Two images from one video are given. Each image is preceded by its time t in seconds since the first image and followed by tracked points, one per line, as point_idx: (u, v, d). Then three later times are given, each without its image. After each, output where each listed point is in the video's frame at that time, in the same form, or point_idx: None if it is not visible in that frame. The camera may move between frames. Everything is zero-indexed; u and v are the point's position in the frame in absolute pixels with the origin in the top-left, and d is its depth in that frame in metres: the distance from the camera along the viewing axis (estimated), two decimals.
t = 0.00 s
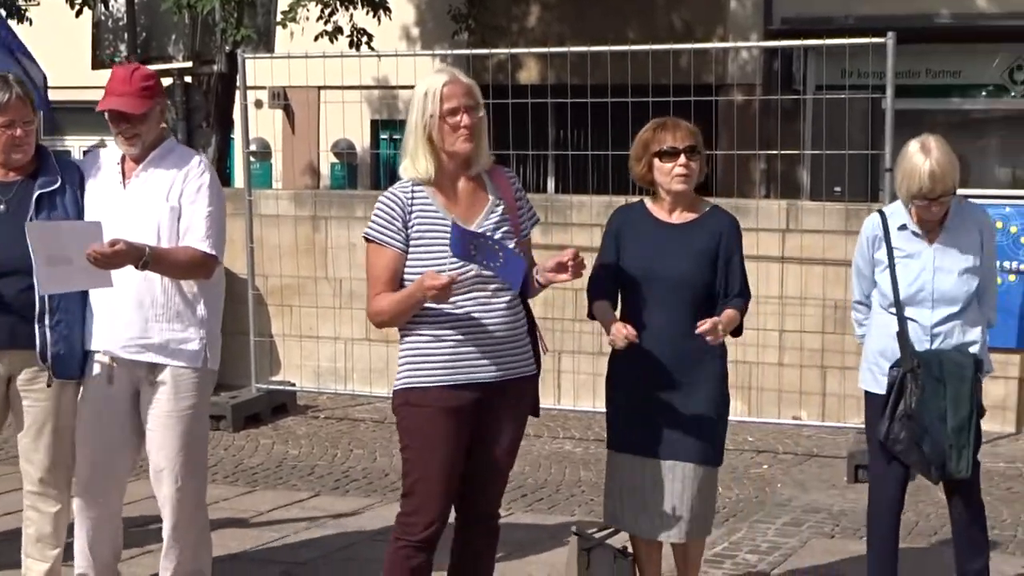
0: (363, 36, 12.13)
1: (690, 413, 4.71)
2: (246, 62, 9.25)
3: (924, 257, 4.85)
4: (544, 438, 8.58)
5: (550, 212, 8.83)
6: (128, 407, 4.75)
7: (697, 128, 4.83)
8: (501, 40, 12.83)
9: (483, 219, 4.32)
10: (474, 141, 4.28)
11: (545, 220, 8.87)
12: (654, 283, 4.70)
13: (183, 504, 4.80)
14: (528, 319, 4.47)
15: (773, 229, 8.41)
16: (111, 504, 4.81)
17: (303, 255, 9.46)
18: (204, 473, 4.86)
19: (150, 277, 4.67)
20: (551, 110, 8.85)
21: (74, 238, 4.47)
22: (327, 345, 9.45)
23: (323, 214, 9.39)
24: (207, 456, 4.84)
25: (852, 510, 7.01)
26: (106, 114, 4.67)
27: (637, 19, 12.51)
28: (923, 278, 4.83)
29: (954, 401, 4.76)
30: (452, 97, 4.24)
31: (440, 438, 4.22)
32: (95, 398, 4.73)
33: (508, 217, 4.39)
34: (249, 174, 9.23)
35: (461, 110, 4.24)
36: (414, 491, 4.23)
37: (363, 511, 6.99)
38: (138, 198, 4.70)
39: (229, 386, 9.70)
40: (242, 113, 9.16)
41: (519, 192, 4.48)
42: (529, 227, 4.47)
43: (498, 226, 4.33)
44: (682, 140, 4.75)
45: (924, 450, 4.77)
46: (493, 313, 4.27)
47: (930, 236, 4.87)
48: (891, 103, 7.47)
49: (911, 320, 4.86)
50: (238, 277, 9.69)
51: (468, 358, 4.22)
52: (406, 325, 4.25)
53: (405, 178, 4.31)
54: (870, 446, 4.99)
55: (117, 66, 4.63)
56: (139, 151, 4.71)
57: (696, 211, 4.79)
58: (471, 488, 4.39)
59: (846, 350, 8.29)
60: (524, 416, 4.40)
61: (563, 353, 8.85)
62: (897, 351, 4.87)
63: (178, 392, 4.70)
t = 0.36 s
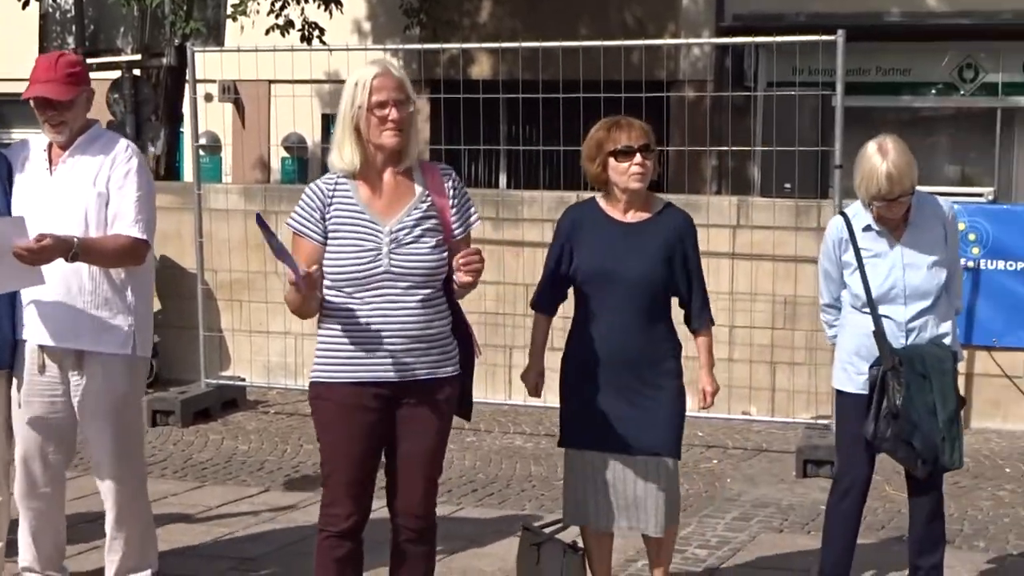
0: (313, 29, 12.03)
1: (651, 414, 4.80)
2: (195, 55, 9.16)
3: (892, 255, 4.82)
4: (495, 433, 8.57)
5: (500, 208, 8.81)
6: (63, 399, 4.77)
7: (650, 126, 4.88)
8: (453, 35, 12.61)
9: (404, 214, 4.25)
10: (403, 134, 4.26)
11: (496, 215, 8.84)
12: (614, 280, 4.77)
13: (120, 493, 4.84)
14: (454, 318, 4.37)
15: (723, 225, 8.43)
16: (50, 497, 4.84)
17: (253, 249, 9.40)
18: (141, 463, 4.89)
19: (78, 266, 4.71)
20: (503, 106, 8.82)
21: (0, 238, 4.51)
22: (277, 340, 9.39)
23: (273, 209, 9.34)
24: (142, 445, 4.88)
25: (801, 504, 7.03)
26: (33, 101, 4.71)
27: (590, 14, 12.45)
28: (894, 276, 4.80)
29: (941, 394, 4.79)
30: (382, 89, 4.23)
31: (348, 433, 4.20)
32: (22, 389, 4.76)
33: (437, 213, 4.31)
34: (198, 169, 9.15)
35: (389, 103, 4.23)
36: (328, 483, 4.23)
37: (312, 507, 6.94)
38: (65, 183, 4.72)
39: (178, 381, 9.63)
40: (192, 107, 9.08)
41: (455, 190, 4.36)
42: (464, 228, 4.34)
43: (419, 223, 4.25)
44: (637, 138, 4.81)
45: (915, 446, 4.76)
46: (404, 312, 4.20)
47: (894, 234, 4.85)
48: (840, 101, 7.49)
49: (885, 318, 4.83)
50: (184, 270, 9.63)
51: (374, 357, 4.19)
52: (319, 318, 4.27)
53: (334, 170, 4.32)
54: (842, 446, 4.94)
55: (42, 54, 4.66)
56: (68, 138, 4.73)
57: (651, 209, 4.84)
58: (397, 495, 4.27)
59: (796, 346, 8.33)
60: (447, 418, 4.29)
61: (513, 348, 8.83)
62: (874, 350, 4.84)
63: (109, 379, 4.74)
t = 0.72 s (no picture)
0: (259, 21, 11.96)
1: (635, 414, 4.77)
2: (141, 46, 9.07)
3: (824, 245, 4.84)
4: (444, 426, 8.56)
5: (449, 200, 8.80)
6: None
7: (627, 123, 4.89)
8: (401, 28, 12.65)
9: (325, 208, 4.18)
10: (329, 128, 4.22)
11: (445, 208, 8.83)
12: (597, 276, 4.74)
13: (59, 491, 4.78)
14: (377, 313, 4.25)
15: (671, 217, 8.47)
16: None
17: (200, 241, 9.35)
18: (80, 460, 4.84)
19: None
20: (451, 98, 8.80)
21: None
22: (225, 333, 9.33)
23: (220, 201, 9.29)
24: (79, 441, 4.82)
25: (748, 495, 7.07)
26: None
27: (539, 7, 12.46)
28: (823, 266, 4.82)
29: (852, 386, 4.76)
30: (308, 83, 4.18)
31: (268, 427, 4.19)
32: None
33: (361, 206, 4.22)
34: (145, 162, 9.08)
35: (315, 97, 4.19)
36: (254, 476, 4.24)
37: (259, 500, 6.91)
38: None
39: (125, 375, 9.57)
40: (138, 99, 9.01)
41: (383, 183, 4.25)
42: (393, 225, 4.23)
43: (339, 217, 4.17)
44: (614, 134, 4.81)
45: (823, 435, 4.76)
46: (316, 307, 4.15)
47: (831, 224, 4.86)
48: (788, 93, 7.51)
49: (810, 307, 4.85)
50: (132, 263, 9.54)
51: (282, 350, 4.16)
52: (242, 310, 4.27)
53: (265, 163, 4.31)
54: (769, 435, 4.97)
55: None
56: None
57: (632, 205, 4.82)
58: (326, 496, 4.19)
59: (743, 338, 8.37)
60: (372, 415, 4.20)
61: (462, 341, 8.83)
62: (796, 337, 4.87)
63: (39, 373, 4.72)
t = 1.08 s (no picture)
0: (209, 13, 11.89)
1: (610, 406, 4.65)
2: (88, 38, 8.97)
3: (762, 235, 4.84)
4: (396, 419, 8.54)
5: (401, 193, 8.78)
6: None
7: (600, 110, 4.76)
8: (352, 20, 12.62)
9: (273, 202, 4.09)
10: (272, 123, 4.14)
11: (396, 200, 8.81)
12: (580, 267, 4.61)
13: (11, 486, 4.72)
14: (328, 306, 4.17)
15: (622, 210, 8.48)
16: None
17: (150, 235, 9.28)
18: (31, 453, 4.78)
19: None
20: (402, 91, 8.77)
21: None
22: (175, 327, 9.29)
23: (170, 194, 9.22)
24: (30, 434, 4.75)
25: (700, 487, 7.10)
26: None
27: None
28: (761, 256, 4.82)
29: (784, 379, 4.72)
30: (252, 77, 4.10)
31: (220, 421, 4.12)
32: None
33: (311, 199, 4.12)
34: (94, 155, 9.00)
35: (259, 91, 4.10)
36: (204, 470, 4.16)
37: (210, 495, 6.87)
38: None
39: (74, 370, 9.51)
40: (86, 92, 8.92)
41: (333, 175, 4.15)
42: (342, 218, 4.13)
43: (289, 210, 4.08)
44: (587, 122, 4.69)
45: (757, 424, 4.75)
46: (266, 300, 4.07)
47: (770, 214, 4.88)
48: (737, 85, 7.53)
49: (747, 298, 4.86)
50: (82, 257, 9.47)
51: (233, 344, 4.08)
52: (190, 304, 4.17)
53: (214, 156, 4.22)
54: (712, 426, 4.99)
55: None
56: None
57: (610, 195, 4.71)
58: (277, 490, 4.13)
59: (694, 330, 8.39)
60: (324, 408, 4.13)
61: (414, 334, 8.83)
62: (733, 328, 4.89)
63: None
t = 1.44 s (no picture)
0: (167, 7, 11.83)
1: (574, 401, 4.65)
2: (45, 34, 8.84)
3: (737, 231, 4.87)
4: (357, 414, 8.53)
5: (362, 187, 8.77)
6: None
7: (562, 105, 4.72)
8: (312, 14, 12.58)
9: (263, 196, 4.04)
10: (246, 118, 4.05)
11: (357, 195, 8.80)
12: (540, 264, 4.62)
13: None
14: (313, 296, 4.21)
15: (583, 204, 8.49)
16: None
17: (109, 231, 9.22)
18: None
19: None
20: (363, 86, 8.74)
21: None
22: (135, 323, 9.24)
23: (129, 189, 9.16)
24: None
25: (661, 480, 7.12)
26: None
27: None
28: (741, 251, 4.84)
29: (788, 368, 4.81)
30: (226, 73, 4.02)
31: (211, 417, 4.01)
32: None
33: (295, 192, 4.12)
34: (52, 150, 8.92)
35: (233, 87, 4.03)
36: (188, 466, 4.04)
37: (171, 492, 6.84)
38: None
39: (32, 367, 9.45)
40: (43, 87, 8.84)
41: (313, 171, 4.19)
42: (324, 209, 4.17)
43: (279, 203, 4.06)
44: (544, 118, 4.66)
45: (764, 418, 4.76)
46: (268, 293, 4.02)
47: (738, 211, 4.90)
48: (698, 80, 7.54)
49: (734, 293, 4.87)
50: (40, 253, 9.39)
51: (236, 339, 4.00)
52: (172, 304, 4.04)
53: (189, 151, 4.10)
54: (694, 419, 4.95)
55: None
56: None
57: (573, 190, 4.70)
58: (265, 479, 4.11)
59: (656, 324, 8.42)
60: (312, 396, 4.12)
61: (376, 329, 8.81)
62: (723, 326, 4.87)
63: None
